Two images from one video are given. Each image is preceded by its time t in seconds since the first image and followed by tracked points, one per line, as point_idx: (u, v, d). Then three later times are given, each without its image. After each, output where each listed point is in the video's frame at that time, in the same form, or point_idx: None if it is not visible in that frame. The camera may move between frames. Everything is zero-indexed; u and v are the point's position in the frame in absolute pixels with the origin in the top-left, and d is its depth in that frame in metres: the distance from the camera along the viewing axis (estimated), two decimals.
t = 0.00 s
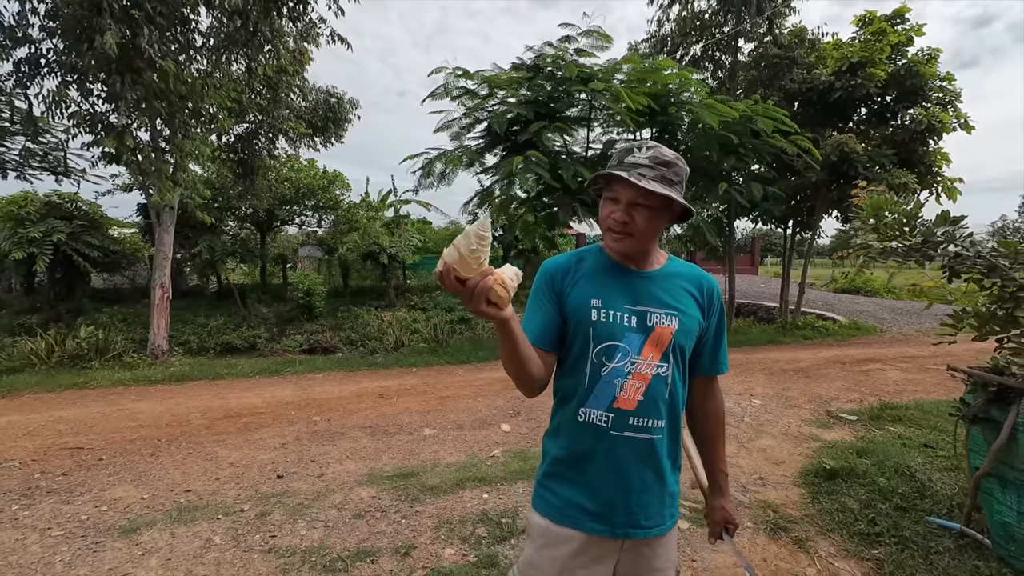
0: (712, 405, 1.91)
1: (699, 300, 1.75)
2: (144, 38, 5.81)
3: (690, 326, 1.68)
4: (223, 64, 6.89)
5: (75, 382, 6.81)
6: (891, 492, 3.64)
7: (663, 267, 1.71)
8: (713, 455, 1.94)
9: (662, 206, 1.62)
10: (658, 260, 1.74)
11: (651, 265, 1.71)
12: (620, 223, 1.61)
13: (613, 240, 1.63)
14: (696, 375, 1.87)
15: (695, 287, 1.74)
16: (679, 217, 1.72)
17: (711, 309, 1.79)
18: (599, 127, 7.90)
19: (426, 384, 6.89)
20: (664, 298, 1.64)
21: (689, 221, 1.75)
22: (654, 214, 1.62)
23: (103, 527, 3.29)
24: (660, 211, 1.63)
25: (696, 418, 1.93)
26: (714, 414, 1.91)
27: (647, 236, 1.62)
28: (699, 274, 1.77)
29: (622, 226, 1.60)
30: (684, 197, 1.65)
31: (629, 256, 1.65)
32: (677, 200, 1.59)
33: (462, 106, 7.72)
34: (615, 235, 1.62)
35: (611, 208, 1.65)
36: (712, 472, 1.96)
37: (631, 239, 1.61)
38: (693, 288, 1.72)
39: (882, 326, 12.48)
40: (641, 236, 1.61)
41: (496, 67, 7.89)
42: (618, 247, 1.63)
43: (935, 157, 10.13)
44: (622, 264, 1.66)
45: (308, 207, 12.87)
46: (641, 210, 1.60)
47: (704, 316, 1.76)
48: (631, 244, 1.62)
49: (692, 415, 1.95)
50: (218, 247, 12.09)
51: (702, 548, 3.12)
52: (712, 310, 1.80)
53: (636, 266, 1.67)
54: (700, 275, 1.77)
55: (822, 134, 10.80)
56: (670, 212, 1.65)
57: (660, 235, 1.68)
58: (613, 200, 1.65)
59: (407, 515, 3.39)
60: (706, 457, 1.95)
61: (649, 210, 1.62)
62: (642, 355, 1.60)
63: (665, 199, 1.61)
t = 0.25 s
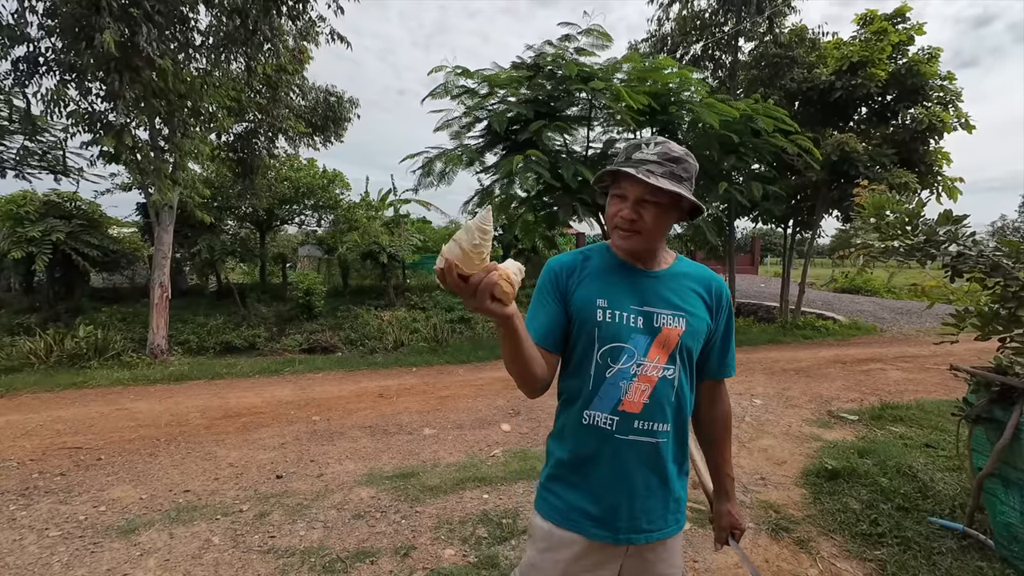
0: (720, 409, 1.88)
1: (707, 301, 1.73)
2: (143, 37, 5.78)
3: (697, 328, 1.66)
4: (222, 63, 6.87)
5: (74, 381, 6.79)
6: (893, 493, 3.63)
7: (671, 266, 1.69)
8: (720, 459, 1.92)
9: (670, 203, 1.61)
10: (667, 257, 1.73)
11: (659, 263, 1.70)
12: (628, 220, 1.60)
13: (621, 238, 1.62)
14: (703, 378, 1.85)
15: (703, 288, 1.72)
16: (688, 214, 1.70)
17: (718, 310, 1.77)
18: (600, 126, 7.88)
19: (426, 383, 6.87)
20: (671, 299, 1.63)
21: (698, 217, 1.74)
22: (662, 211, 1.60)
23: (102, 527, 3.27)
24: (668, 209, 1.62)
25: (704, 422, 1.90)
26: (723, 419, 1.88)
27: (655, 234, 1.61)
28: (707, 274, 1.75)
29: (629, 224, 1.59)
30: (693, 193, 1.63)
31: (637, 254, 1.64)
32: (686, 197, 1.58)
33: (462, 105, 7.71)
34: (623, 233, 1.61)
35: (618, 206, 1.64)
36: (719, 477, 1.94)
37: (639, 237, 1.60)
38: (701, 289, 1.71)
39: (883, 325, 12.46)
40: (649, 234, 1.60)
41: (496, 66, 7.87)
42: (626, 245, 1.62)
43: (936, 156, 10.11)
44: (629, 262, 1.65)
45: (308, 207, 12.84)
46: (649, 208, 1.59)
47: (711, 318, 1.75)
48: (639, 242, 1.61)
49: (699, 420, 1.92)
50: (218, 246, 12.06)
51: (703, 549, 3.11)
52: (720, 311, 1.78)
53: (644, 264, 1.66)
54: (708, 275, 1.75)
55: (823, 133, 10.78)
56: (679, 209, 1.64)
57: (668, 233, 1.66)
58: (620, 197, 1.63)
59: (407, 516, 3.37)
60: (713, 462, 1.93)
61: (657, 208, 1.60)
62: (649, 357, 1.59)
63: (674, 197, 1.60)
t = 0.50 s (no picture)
0: (726, 414, 1.88)
1: (715, 306, 1.73)
2: (144, 36, 5.78)
3: (705, 334, 1.66)
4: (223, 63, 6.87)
5: (74, 381, 6.80)
6: (894, 494, 3.63)
7: (680, 270, 1.69)
8: (725, 466, 1.92)
9: (682, 209, 1.60)
10: (676, 262, 1.73)
11: (668, 267, 1.70)
12: (637, 225, 1.59)
13: (630, 242, 1.62)
14: (711, 383, 1.85)
15: (712, 293, 1.72)
16: (699, 219, 1.70)
17: (727, 315, 1.77)
18: (600, 126, 7.88)
19: (427, 383, 6.87)
20: (680, 304, 1.62)
21: (709, 221, 1.73)
22: (672, 216, 1.60)
23: (103, 528, 3.27)
24: (679, 213, 1.62)
25: (710, 427, 1.90)
26: (729, 423, 1.89)
27: (665, 239, 1.61)
28: (716, 278, 1.75)
29: (639, 228, 1.59)
30: (705, 198, 1.63)
31: (647, 258, 1.64)
32: (698, 203, 1.57)
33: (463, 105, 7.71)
34: (633, 237, 1.61)
35: (628, 209, 1.63)
36: (723, 484, 1.94)
37: (648, 241, 1.60)
38: (709, 294, 1.71)
39: (883, 326, 12.46)
40: (659, 239, 1.60)
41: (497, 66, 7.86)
42: (635, 250, 1.61)
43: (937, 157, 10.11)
44: (638, 267, 1.65)
45: (308, 206, 12.84)
46: (660, 212, 1.59)
47: (719, 322, 1.75)
48: (648, 247, 1.60)
49: (705, 425, 1.92)
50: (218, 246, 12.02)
51: (705, 551, 3.11)
52: (729, 315, 1.78)
53: (653, 268, 1.66)
54: (717, 280, 1.75)
55: (823, 133, 10.78)
56: (690, 213, 1.63)
57: (678, 238, 1.66)
58: (631, 201, 1.63)
59: (409, 516, 3.37)
60: (717, 468, 1.93)
61: (668, 213, 1.60)
62: (655, 362, 1.59)
63: (685, 202, 1.59)
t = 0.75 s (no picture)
0: (726, 413, 1.90)
1: (713, 304, 1.75)
2: (145, 36, 5.80)
3: (702, 332, 1.68)
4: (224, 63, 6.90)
5: (76, 379, 6.83)
6: (892, 493, 3.64)
7: (679, 268, 1.71)
8: (724, 465, 1.93)
9: (681, 206, 1.62)
10: (675, 259, 1.75)
11: (668, 265, 1.72)
12: (638, 224, 1.61)
13: (631, 241, 1.63)
14: (709, 381, 1.87)
15: (710, 291, 1.74)
16: (698, 215, 1.71)
17: (725, 313, 1.79)
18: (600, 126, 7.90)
19: (427, 383, 6.89)
20: (676, 303, 1.64)
21: (708, 217, 1.75)
22: (673, 214, 1.62)
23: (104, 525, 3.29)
24: (679, 211, 1.63)
25: (710, 426, 1.92)
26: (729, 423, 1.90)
27: (666, 237, 1.63)
28: (714, 277, 1.77)
29: (640, 227, 1.60)
30: (703, 195, 1.64)
31: (648, 257, 1.65)
32: (697, 199, 1.59)
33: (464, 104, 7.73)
34: (633, 236, 1.62)
35: (628, 208, 1.65)
36: (723, 483, 1.95)
37: (649, 240, 1.61)
38: (706, 292, 1.72)
39: (884, 326, 12.46)
40: (659, 237, 1.61)
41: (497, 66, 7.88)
42: (636, 248, 1.63)
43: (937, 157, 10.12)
44: (638, 265, 1.67)
45: (309, 206, 12.85)
46: (660, 210, 1.60)
47: (717, 320, 1.76)
48: (649, 245, 1.62)
49: (705, 424, 1.94)
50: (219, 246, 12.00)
51: (704, 549, 3.12)
52: (727, 314, 1.80)
53: (653, 266, 1.68)
54: (715, 278, 1.77)
55: (823, 133, 10.79)
56: (689, 210, 1.65)
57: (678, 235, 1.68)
58: (630, 200, 1.65)
59: (408, 514, 3.39)
60: (717, 468, 1.95)
61: (668, 210, 1.62)
62: (650, 360, 1.60)
63: (685, 199, 1.61)
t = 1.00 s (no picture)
0: (723, 411, 1.87)
1: (708, 300, 1.74)
2: (145, 35, 5.79)
3: (697, 328, 1.67)
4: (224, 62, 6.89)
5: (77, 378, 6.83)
6: (894, 492, 3.62)
7: (674, 263, 1.70)
8: (722, 463, 1.92)
9: (673, 200, 1.61)
10: (670, 255, 1.74)
11: (662, 260, 1.71)
12: (631, 220, 1.60)
13: (625, 238, 1.62)
14: (706, 378, 1.86)
15: (705, 287, 1.73)
16: (690, 208, 1.71)
17: (721, 310, 1.78)
18: (601, 125, 7.88)
19: (427, 382, 6.88)
20: (671, 299, 1.63)
21: (700, 210, 1.75)
22: (665, 208, 1.61)
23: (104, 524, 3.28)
24: (671, 205, 1.62)
25: (707, 424, 1.90)
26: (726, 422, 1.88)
27: (659, 232, 1.62)
28: (710, 273, 1.76)
29: (633, 224, 1.60)
30: (695, 189, 1.64)
31: (642, 253, 1.65)
32: (688, 192, 1.59)
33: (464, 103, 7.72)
34: (626, 233, 1.62)
35: (619, 205, 1.64)
36: (720, 482, 1.93)
37: (643, 236, 1.61)
38: (702, 288, 1.71)
39: (885, 325, 12.44)
40: (653, 232, 1.61)
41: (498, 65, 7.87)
42: (630, 245, 1.62)
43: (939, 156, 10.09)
44: (632, 262, 1.66)
45: (309, 205, 12.83)
46: (652, 206, 1.59)
47: (713, 316, 1.76)
48: (643, 241, 1.62)
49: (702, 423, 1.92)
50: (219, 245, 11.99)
51: (704, 548, 3.11)
52: (723, 310, 1.79)
53: (648, 262, 1.67)
54: (711, 274, 1.76)
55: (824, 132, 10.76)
56: (681, 204, 1.65)
57: (672, 229, 1.68)
58: (621, 197, 1.64)
59: (408, 513, 3.38)
60: (714, 466, 1.93)
61: (659, 205, 1.61)
62: (644, 357, 1.60)
63: (676, 193, 1.60)
